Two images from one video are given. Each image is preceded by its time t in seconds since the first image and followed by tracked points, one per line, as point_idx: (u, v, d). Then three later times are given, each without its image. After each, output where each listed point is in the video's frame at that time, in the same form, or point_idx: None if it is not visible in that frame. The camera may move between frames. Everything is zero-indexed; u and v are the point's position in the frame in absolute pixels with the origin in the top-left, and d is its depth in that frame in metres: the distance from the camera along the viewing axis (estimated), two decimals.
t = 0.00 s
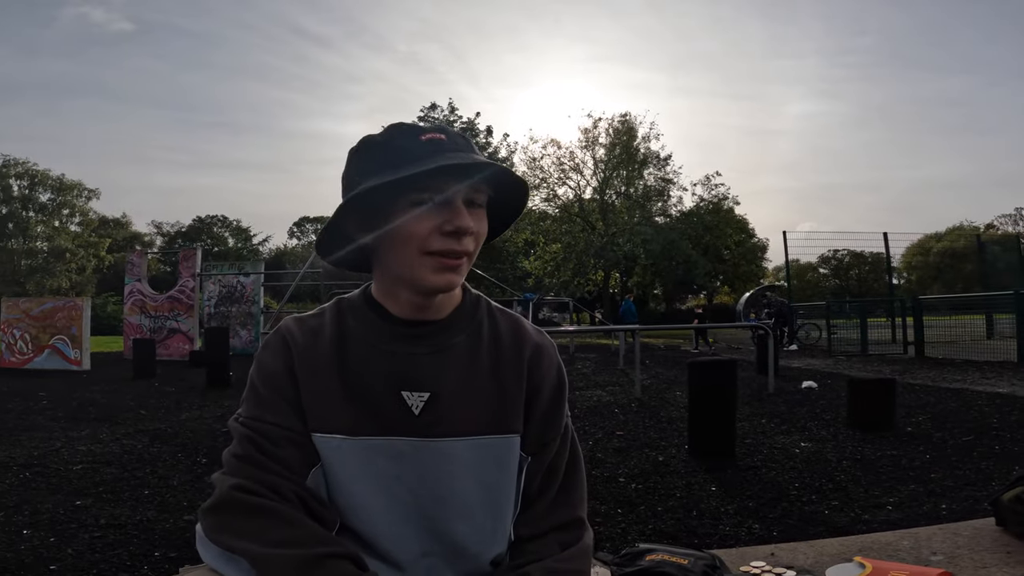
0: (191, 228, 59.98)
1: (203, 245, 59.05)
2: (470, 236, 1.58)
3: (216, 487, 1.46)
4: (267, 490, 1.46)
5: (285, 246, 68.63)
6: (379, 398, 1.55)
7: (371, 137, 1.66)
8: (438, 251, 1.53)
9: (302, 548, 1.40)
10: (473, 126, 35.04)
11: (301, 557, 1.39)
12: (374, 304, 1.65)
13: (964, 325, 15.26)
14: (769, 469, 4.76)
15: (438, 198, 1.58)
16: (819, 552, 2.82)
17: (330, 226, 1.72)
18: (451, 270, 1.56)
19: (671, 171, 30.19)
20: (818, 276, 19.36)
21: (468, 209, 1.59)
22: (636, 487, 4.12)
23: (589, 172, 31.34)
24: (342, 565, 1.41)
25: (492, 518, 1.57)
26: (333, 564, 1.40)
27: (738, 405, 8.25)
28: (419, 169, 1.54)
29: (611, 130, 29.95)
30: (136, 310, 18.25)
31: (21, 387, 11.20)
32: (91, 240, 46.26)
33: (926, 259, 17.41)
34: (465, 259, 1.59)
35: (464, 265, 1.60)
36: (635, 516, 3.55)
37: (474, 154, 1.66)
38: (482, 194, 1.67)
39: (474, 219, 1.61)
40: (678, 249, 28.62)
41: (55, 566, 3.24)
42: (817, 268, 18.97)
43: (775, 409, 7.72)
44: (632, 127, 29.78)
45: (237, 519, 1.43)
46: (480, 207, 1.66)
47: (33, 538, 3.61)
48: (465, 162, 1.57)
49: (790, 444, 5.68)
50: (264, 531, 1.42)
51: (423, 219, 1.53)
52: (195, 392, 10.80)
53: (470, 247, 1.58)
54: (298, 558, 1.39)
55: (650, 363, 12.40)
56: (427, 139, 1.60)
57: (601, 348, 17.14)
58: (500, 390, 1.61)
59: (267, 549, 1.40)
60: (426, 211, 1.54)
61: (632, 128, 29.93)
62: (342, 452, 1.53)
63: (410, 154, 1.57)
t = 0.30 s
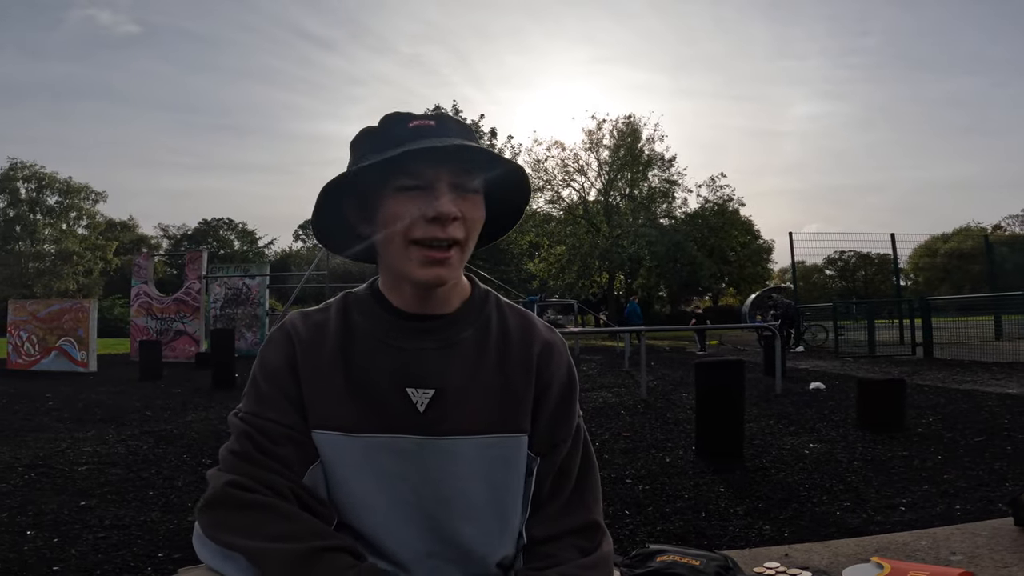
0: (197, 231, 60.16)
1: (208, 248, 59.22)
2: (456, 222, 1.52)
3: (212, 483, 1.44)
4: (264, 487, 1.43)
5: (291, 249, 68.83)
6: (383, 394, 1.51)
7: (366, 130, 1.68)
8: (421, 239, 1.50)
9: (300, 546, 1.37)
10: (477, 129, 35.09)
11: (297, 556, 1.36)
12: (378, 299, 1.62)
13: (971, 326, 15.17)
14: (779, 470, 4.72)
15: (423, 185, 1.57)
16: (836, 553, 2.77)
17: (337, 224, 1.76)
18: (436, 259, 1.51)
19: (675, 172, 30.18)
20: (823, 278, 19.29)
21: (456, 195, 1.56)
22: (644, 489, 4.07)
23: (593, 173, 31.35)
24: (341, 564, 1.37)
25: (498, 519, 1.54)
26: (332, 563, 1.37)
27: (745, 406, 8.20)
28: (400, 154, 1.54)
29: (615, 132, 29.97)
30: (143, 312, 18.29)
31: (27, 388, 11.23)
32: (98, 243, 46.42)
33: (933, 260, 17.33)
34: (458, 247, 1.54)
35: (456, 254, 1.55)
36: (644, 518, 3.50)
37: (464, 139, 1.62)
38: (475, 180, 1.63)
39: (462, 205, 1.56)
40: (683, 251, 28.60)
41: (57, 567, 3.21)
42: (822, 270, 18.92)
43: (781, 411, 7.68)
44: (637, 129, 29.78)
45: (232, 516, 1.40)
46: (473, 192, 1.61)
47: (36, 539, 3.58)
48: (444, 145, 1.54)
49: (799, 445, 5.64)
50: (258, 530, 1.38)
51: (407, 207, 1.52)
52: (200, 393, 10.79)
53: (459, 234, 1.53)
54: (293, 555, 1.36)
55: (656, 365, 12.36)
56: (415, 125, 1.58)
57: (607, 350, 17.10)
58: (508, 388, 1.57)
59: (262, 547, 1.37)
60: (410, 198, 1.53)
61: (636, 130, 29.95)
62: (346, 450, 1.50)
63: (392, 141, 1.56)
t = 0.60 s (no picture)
0: (201, 233, 60.29)
1: (213, 250, 59.32)
2: (433, 224, 1.51)
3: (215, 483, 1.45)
4: (267, 486, 1.44)
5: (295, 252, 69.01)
6: (386, 393, 1.52)
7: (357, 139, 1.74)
8: (399, 243, 1.50)
9: (302, 546, 1.37)
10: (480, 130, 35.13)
11: (300, 556, 1.36)
12: (381, 299, 1.62)
13: (977, 326, 15.10)
14: (784, 470, 4.70)
15: (403, 189, 1.58)
16: (843, 553, 2.76)
17: (335, 228, 1.79)
18: (414, 261, 1.50)
19: (678, 173, 30.15)
20: (828, 278, 19.25)
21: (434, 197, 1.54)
22: (648, 489, 4.07)
23: (596, 174, 31.35)
24: (345, 564, 1.37)
25: (503, 519, 1.54)
26: (337, 563, 1.37)
27: (749, 406, 8.18)
28: (375, 160, 1.55)
29: (618, 132, 29.97)
30: (148, 315, 18.34)
31: (33, 391, 11.27)
32: (103, 246, 46.52)
33: (938, 259, 17.22)
34: (441, 250, 1.53)
35: (440, 256, 1.54)
36: (648, 518, 3.50)
37: (443, 137, 1.60)
38: (459, 178, 1.61)
39: (440, 206, 1.55)
40: (687, 251, 28.58)
41: (63, 568, 3.22)
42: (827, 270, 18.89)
43: (786, 412, 7.65)
44: (639, 129, 29.78)
45: (236, 516, 1.40)
46: (455, 192, 1.60)
47: (42, 540, 3.60)
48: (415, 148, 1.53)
49: (804, 446, 5.62)
50: (261, 532, 1.38)
51: (384, 212, 1.54)
52: (204, 395, 10.81)
53: (437, 236, 1.51)
54: (297, 556, 1.36)
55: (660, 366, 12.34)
56: (392, 127, 1.59)
57: (610, 351, 17.11)
58: (511, 387, 1.57)
59: (265, 546, 1.37)
60: (386, 203, 1.54)
61: (639, 130, 29.95)
62: (350, 450, 1.50)
63: (367, 146, 1.58)
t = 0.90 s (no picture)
0: (207, 234, 60.59)
1: (218, 251, 59.60)
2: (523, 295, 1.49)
3: (198, 498, 1.40)
4: (245, 493, 1.41)
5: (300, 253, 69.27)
6: (389, 404, 1.51)
7: (444, 143, 1.45)
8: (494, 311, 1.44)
9: (270, 530, 1.35)
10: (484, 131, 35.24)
11: (267, 538, 1.33)
12: (381, 308, 1.58)
13: (982, 326, 15.09)
14: (788, 470, 4.72)
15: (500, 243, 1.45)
16: (844, 553, 2.78)
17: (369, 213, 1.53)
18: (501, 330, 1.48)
19: (682, 173, 30.19)
20: (833, 277, 19.24)
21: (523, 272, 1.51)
22: (651, 490, 4.08)
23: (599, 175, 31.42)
24: (311, 542, 1.34)
25: (501, 515, 1.57)
26: (302, 542, 1.34)
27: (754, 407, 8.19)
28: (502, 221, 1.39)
29: (621, 132, 30.03)
30: (154, 316, 18.43)
31: (42, 392, 11.37)
32: (109, 247, 46.81)
33: (944, 259, 17.20)
34: (497, 310, 1.50)
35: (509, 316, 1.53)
36: (651, 519, 3.52)
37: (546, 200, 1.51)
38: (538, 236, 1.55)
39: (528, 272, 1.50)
40: (691, 251, 28.61)
41: (74, 568, 3.26)
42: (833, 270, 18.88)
43: (791, 412, 7.67)
44: (643, 129, 29.82)
45: (213, 523, 1.37)
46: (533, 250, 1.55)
47: (53, 541, 3.64)
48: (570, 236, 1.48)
49: (808, 446, 5.63)
50: (232, 528, 1.36)
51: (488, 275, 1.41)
52: (211, 396, 10.89)
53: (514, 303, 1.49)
54: (262, 540, 1.33)
55: (665, 367, 12.37)
56: (516, 186, 1.42)
57: (614, 351, 17.16)
58: (516, 396, 1.62)
59: (238, 538, 1.35)
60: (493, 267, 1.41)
61: (642, 130, 30.00)
62: (349, 459, 1.49)
63: (491, 197, 1.38)
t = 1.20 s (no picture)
0: (212, 234, 60.79)
1: (224, 251, 59.78)
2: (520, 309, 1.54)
3: (205, 499, 1.46)
4: (247, 493, 1.46)
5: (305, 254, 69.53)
6: (391, 405, 1.56)
7: (449, 159, 1.50)
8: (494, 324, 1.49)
9: (265, 531, 1.40)
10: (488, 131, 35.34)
11: (261, 539, 1.39)
12: (383, 314, 1.64)
13: (988, 326, 15.07)
14: (789, 471, 4.74)
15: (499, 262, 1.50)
16: (834, 553, 2.83)
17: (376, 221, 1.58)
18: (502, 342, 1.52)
19: (686, 173, 30.21)
20: (839, 277, 19.25)
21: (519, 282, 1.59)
22: (651, 490, 4.13)
23: (603, 175, 31.48)
24: (302, 542, 1.39)
25: (502, 513, 1.60)
26: (295, 543, 1.40)
27: (755, 407, 8.22)
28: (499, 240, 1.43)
29: (625, 132, 30.07)
30: (160, 316, 18.54)
31: (49, 392, 11.46)
32: (116, 248, 47.00)
33: (951, 259, 17.16)
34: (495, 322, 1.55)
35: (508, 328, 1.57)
36: (650, 520, 3.56)
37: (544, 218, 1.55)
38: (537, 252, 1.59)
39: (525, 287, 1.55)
40: (695, 251, 28.65)
41: (83, 567, 3.32)
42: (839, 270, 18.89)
43: (793, 413, 7.70)
44: (647, 129, 29.86)
45: (218, 521, 1.44)
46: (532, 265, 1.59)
47: (63, 540, 3.70)
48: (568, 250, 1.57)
49: (809, 446, 5.68)
50: (234, 527, 1.42)
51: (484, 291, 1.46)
52: (217, 396, 10.96)
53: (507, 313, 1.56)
54: (257, 541, 1.39)
55: (668, 367, 12.40)
56: (514, 204, 1.46)
57: (617, 352, 17.22)
58: (516, 397, 1.66)
59: (237, 536, 1.41)
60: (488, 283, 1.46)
61: (646, 130, 30.05)
62: (352, 460, 1.53)
63: (488, 216, 1.43)
